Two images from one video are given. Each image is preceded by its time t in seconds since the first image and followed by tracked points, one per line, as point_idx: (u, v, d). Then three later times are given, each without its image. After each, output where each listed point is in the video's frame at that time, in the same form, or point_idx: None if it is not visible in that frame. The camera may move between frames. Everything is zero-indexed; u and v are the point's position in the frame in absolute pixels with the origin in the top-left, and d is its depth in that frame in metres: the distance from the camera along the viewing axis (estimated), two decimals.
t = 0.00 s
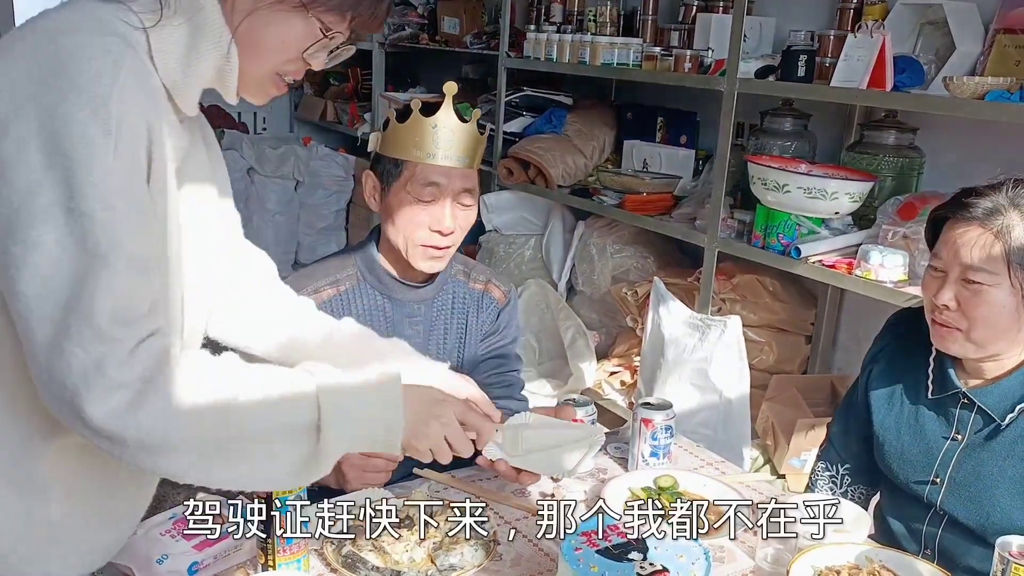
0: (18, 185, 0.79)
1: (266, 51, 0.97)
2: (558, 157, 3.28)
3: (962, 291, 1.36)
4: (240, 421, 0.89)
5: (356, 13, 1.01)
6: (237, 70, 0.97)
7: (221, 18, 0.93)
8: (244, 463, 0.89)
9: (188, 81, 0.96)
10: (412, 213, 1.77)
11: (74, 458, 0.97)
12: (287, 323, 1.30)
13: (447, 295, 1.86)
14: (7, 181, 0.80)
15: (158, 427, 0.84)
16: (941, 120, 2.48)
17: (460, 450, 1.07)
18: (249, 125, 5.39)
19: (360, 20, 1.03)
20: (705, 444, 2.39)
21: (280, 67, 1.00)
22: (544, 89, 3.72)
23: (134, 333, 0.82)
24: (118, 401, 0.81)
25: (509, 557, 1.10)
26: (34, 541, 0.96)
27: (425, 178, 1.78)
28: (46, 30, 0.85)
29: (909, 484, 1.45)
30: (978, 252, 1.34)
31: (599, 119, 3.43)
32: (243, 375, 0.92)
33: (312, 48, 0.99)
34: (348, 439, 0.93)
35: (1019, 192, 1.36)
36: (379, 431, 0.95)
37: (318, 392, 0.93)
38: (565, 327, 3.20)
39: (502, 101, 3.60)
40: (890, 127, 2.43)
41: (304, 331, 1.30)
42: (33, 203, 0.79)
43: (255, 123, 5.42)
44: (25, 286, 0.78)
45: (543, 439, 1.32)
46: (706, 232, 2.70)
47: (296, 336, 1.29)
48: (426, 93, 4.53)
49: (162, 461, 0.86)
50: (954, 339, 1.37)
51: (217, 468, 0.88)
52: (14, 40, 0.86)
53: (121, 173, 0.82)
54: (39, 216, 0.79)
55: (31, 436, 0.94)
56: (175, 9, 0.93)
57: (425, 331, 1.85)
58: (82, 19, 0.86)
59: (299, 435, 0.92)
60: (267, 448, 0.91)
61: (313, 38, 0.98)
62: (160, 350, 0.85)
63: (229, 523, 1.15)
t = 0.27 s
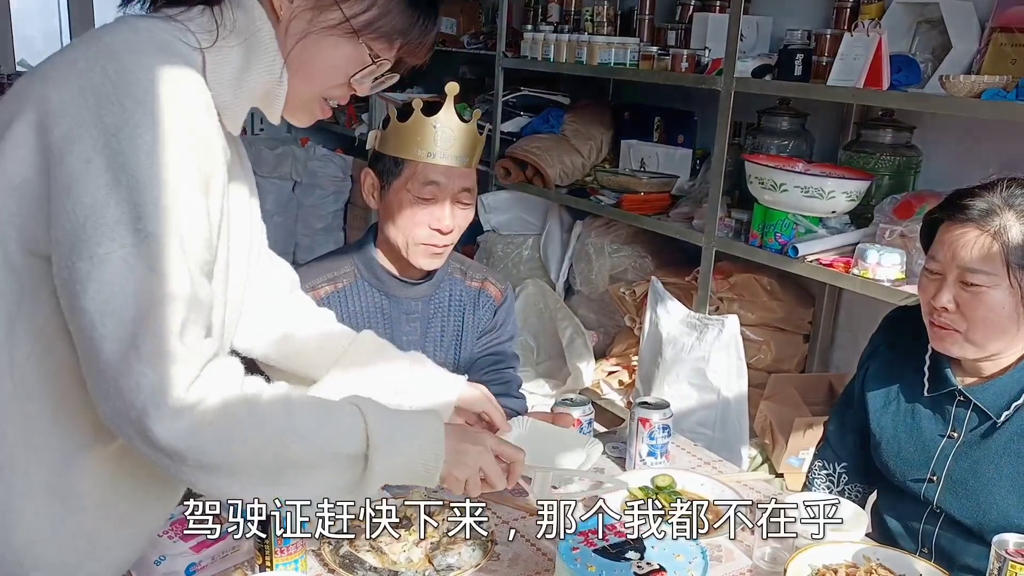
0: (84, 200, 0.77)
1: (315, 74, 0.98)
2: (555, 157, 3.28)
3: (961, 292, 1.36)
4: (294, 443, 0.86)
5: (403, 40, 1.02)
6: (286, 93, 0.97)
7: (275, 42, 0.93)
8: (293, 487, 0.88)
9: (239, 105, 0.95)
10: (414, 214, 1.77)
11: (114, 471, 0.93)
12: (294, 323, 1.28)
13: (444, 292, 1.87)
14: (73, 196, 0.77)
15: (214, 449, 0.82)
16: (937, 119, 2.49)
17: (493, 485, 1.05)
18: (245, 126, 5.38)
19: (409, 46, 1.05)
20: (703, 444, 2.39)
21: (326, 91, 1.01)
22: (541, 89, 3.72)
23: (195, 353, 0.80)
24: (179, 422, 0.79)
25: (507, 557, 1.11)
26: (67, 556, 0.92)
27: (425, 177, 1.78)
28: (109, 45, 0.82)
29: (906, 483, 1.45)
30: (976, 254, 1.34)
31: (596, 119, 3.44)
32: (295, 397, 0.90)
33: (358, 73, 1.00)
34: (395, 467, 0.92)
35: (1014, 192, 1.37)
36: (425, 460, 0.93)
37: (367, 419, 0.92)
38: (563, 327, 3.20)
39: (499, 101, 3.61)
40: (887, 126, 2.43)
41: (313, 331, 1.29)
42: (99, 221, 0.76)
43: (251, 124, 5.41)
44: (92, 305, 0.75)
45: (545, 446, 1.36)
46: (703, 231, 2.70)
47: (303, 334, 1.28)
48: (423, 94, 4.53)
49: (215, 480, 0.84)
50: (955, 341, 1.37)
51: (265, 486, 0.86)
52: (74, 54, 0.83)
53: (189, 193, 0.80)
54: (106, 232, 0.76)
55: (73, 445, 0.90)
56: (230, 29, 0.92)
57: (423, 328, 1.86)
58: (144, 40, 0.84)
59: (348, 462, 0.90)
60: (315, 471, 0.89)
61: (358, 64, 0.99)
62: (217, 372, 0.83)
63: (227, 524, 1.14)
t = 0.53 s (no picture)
0: (113, 213, 0.75)
1: (332, 85, 0.96)
2: (553, 155, 3.27)
3: (961, 287, 1.35)
4: (313, 457, 0.88)
5: (420, 53, 1.02)
6: (305, 104, 0.96)
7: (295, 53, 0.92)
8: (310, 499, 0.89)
9: (254, 112, 0.93)
10: (411, 211, 1.76)
11: (127, 477, 0.92)
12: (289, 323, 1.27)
13: (439, 289, 1.86)
14: (101, 209, 0.76)
15: (237, 462, 0.82)
16: (936, 116, 2.48)
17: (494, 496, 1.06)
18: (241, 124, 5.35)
19: (425, 59, 1.06)
20: (702, 442, 2.39)
21: (344, 102, 1.00)
22: (538, 87, 3.71)
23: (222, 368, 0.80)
24: (207, 437, 0.80)
25: (503, 557, 1.11)
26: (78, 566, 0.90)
27: (422, 174, 1.77)
28: (135, 55, 0.81)
29: (904, 481, 1.44)
30: (976, 249, 1.33)
31: (593, 117, 3.43)
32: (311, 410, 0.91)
33: (376, 85, 1.00)
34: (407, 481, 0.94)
35: (1014, 187, 1.36)
36: (436, 473, 0.96)
37: (380, 433, 0.94)
38: (562, 325, 3.19)
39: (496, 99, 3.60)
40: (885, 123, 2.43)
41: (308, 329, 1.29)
42: (128, 234, 0.75)
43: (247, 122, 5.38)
44: (123, 319, 0.75)
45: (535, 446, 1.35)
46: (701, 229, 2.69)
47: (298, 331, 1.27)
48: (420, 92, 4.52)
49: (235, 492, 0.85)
50: (954, 337, 1.36)
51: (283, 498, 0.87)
52: (98, 62, 0.81)
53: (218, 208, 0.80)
54: (137, 245, 0.75)
55: (85, 452, 0.88)
56: (251, 40, 0.90)
57: (419, 327, 1.85)
58: (169, 49, 0.83)
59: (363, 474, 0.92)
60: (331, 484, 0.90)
61: (376, 76, 0.98)
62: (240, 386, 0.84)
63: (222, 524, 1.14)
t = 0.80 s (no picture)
0: (108, 211, 0.74)
1: (332, 82, 0.95)
2: (550, 148, 3.26)
3: (961, 278, 1.34)
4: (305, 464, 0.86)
5: (421, 49, 1.01)
6: (303, 99, 0.94)
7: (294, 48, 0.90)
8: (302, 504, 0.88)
9: (253, 106, 0.91)
10: (409, 206, 1.76)
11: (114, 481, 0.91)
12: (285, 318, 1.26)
13: (434, 284, 1.85)
14: (97, 207, 0.75)
15: (229, 468, 0.81)
16: (935, 107, 2.47)
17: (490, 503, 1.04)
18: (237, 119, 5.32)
19: (426, 55, 1.04)
20: (700, 436, 2.38)
21: (343, 98, 0.98)
22: (535, 81, 3.70)
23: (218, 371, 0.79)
24: (197, 441, 0.79)
25: (501, 552, 1.10)
26: (72, 562, 0.90)
27: (417, 167, 1.77)
28: (135, 52, 0.80)
29: (904, 475, 1.43)
30: (976, 239, 1.32)
31: (590, 110, 3.41)
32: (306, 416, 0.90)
33: (376, 81, 0.98)
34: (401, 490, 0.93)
35: (1015, 177, 1.35)
36: (429, 480, 0.95)
37: (373, 439, 0.92)
38: (559, 319, 3.19)
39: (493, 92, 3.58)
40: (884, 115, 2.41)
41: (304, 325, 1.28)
42: (123, 236, 0.74)
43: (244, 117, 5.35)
44: (117, 319, 0.74)
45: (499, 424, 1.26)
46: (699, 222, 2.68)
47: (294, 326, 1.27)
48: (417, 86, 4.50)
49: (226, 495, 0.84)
50: (953, 328, 1.35)
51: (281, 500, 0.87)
52: (97, 58, 0.80)
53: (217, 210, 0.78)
54: (132, 246, 0.74)
55: (84, 451, 0.88)
56: (251, 35, 0.89)
57: (413, 322, 1.84)
58: (170, 47, 0.81)
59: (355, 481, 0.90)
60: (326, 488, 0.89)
61: (376, 73, 0.96)
62: (235, 389, 0.83)
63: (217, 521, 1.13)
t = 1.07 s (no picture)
0: (89, 214, 0.73)
1: (325, 75, 0.93)
2: (545, 143, 3.24)
3: (963, 275, 1.33)
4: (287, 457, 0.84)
5: (416, 38, 0.98)
6: (297, 93, 0.92)
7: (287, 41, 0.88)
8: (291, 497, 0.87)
9: (247, 99, 0.90)
10: (404, 200, 1.74)
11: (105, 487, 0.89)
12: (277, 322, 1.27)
13: (427, 281, 1.83)
14: (77, 208, 0.73)
15: (211, 469, 0.80)
16: (932, 102, 2.46)
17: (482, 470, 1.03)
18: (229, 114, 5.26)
19: (423, 46, 1.02)
20: (696, 432, 2.37)
21: (339, 91, 0.96)
22: (530, 76, 3.68)
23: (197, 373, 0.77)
24: (172, 446, 0.77)
25: (499, 554, 1.08)
26: (65, 571, 0.88)
27: (411, 161, 1.74)
28: (117, 47, 0.78)
29: (904, 473, 1.42)
30: (978, 235, 1.31)
31: (586, 105, 3.39)
32: (288, 404, 0.87)
33: (371, 73, 0.95)
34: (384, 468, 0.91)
35: (1017, 172, 1.34)
36: (414, 460, 0.92)
37: (351, 418, 0.90)
38: (555, 315, 3.17)
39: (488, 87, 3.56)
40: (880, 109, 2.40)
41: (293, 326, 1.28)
42: (105, 237, 0.72)
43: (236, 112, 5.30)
44: (96, 322, 0.72)
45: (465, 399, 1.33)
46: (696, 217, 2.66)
47: (289, 327, 1.27)
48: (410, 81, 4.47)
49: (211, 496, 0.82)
50: (955, 325, 1.34)
51: (279, 500, 0.85)
52: (81, 54, 0.79)
53: (199, 207, 0.76)
54: (110, 249, 0.72)
55: (78, 459, 0.87)
56: (244, 28, 0.87)
57: (407, 319, 1.83)
58: (162, 43, 0.79)
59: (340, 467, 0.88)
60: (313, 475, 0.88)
61: (371, 65, 0.94)
62: (215, 388, 0.80)
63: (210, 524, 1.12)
